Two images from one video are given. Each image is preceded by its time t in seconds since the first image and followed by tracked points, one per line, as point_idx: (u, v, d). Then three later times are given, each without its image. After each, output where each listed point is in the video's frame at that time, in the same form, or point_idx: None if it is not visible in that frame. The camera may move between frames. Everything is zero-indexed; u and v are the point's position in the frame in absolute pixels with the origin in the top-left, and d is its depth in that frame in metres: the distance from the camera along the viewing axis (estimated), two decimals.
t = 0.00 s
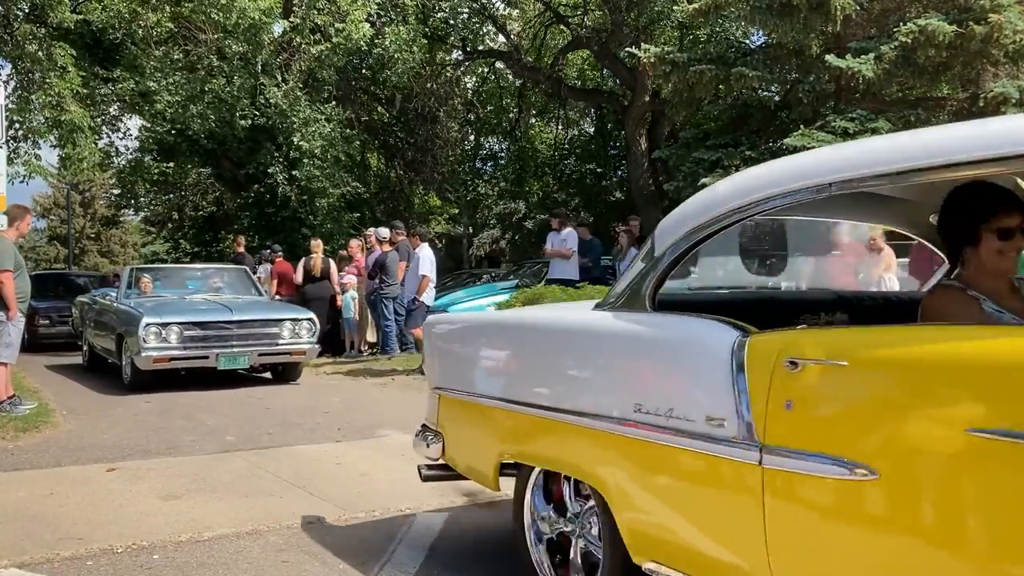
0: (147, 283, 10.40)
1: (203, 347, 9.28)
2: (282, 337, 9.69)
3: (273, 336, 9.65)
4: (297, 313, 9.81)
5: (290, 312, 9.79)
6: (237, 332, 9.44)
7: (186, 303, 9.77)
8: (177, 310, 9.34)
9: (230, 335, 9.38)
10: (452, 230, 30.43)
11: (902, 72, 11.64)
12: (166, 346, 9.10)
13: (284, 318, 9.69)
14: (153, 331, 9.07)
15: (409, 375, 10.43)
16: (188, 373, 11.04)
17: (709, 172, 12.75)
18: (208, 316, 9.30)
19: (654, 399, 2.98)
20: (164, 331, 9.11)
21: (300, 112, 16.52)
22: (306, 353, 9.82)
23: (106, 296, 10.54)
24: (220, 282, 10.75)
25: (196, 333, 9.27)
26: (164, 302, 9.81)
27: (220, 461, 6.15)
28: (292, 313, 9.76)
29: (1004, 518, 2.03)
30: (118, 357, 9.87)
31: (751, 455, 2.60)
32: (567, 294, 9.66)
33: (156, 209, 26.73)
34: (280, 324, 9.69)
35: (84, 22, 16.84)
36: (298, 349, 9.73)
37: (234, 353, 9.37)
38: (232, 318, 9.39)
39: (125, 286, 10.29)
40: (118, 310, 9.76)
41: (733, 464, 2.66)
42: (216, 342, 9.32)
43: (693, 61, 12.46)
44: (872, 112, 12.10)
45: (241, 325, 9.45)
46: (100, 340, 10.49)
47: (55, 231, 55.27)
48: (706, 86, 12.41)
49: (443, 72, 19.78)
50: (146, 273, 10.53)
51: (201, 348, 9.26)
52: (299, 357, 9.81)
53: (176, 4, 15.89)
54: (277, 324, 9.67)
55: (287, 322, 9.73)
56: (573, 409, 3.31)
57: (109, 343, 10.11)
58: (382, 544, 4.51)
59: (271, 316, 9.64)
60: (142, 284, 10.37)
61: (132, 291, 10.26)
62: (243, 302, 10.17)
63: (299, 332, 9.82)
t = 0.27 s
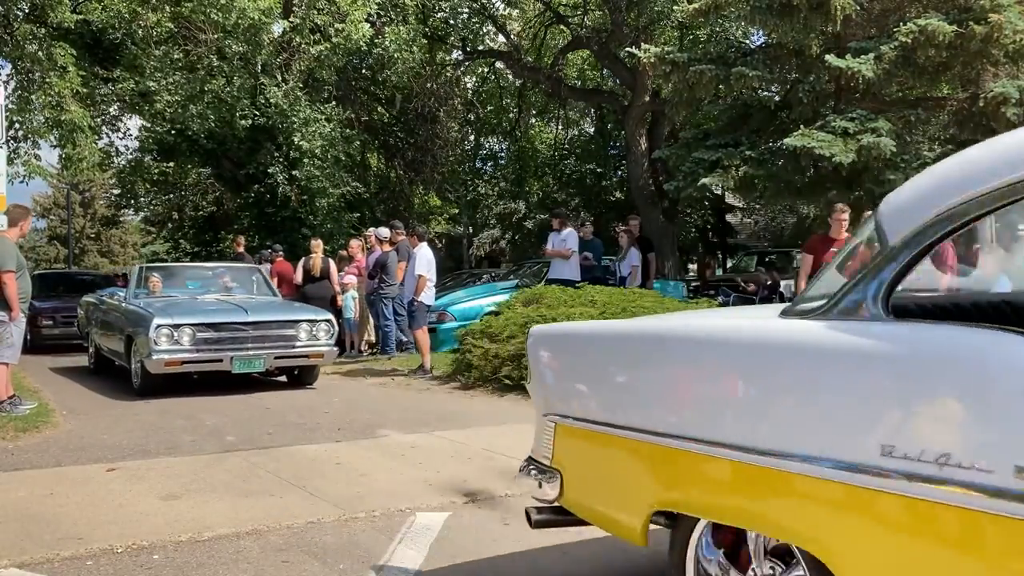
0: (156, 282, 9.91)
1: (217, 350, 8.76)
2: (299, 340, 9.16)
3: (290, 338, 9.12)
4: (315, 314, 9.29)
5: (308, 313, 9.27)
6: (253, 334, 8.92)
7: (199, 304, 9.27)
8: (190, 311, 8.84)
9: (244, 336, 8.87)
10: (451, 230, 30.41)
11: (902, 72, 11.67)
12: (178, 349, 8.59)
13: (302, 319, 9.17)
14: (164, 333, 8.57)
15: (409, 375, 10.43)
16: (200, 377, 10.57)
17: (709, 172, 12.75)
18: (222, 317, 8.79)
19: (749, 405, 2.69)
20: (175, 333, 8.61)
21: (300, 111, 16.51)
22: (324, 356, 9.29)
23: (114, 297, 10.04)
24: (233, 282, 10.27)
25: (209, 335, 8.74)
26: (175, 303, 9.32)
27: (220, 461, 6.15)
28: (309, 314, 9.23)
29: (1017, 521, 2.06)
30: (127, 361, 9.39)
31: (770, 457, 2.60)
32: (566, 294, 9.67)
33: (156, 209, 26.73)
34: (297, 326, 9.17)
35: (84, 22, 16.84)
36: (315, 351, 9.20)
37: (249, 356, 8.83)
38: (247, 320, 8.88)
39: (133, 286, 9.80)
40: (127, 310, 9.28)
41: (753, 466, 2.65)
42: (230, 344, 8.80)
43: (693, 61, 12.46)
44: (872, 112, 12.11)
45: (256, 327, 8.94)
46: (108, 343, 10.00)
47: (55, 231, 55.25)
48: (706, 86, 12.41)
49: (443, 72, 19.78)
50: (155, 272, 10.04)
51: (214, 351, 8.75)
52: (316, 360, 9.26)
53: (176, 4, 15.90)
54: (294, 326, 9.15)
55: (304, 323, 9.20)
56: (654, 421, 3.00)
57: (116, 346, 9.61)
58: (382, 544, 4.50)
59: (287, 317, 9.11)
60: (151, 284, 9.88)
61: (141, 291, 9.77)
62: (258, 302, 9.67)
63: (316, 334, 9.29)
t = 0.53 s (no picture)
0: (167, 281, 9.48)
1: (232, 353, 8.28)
2: (318, 342, 8.70)
3: (309, 341, 8.66)
4: (334, 316, 8.84)
5: (327, 314, 8.82)
6: (270, 336, 8.44)
7: (212, 304, 8.81)
8: (204, 312, 8.37)
9: (261, 338, 8.39)
10: (451, 230, 30.43)
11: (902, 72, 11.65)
12: (192, 351, 8.11)
13: (321, 321, 8.71)
14: (177, 335, 8.10)
15: (409, 375, 10.43)
16: (214, 382, 10.15)
17: (709, 172, 12.75)
18: (238, 318, 8.32)
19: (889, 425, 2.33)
20: (188, 335, 8.12)
21: (300, 112, 16.50)
22: (343, 359, 8.83)
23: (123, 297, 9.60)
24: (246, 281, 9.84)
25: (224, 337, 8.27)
26: (187, 304, 8.86)
27: (220, 461, 6.15)
28: (328, 315, 8.78)
29: None
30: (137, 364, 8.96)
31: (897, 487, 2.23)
32: (566, 294, 9.67)
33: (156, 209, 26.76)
34: (316, 328, 8.71)
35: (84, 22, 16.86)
36: (335, 355, 8.75)
37: (266, 359, 8.37)
38: (264, 322, 8.41)
39: (143, 285, 9.37)
40: (137, 310, 8.85)
41: (815, 482, 2.03)
42: (246, 347, 8.32)
43: (693, 61, 12.47)
44: (872, 112, 12.11)
45: (273, 328, 8.46)
46: (116, 344, 9.57)
47: (55, 231, 55.27)
48: (706, 87, 12.42)
49: (443, 72, 19.76)
50: (166, 271, 9.59)
51: (229, 354, 8.27)
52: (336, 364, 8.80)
53: (176, 4, 15.92)
54: (313, 328, 8.69)
55: (323, 325, 8.75)
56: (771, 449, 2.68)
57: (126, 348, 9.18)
58: (382, 544, 4.50)
59: (305, 319, 8.65)
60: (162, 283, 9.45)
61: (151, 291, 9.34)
62: (273, 304, 9.22)
63: (335, 337, 8.84)
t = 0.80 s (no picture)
0: (179, 281, 9.09)
1: (250, 356, 7.87)
2: (339, 346, 8.31)
3: (330, 344, 8.26)
4: (356, 318, 8.45)
5: (347, 316, 8.42)
6: (289, 339, 8.04)
7: (226, 305, 8.41)
8: (218, 314, 7.95)
9: (280, 341, 7.99)
10: (452, 231, 30.44)
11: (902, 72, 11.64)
12: (207, 356, 7.70)
13: (342, 323, 8.32)
14: (191, 338, 7.68)
15: (409, 375, 10.43)
16: (229, 388, 9.74)
17: (709, 172, 12.75)
18: (255, 321, 7.92)
19: None
20: (204, 338, 7.71)
21: (300, 112, 16.49)
22: (365, 363, 8.44)
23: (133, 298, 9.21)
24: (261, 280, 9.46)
25: (242, 341, 7.86)
26: (201, 305, 8.44)
27: (220, 461, 6.15)
28: (350, 318, 8.39)
29: None
30: (147, 368, 8.59)
31: None
32: (566, 294, 9.67)
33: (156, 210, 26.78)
34: (337, 331, 8.31)
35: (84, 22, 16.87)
36: (357, 359, 8.35)
37: (285, 364, 7.97)
38: (283, 324, 8.00)
39: (153, 285, 8.99)
40: (147, 312, 8.49)
41: None
42: (264, 350, 7.92)
43: (693, 61, 12.48)
44: (872, 112, 12.12)
45: (292, 331, 8.06)
46: (126, 348, 9.19)
47: (55, 231, 55.30)
48: (706, 87, 12.42)
49: (443, 72, 19.72)
50: (178, 270, 9.21)
51: (247, 358, 7.86)
52: (358, 368, 8.41)
53: (176, 4, 15.93)
54: (334, 330, 8.29)
55: (344, 327, 8.36)
56: None
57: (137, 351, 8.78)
58: (383, 544, 4.50)
59: (326, 321, 8.26)
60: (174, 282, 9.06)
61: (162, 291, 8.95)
62: (289, 305, 8.82)
63: (357, 339, 8.43)
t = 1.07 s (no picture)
0: (192, 281, 8.66)
1: (271, 361, 7.39)
2: (363, 350, 7.86)
3: (353, 348, 7.81)
4: (381, 320, 8.01)
5: (371, 319, 7.98)
6: (311, 343, 7.56)
7: (242, 307, 7.94)
8: (236, 316, 7.48)
9: (301, 345, 7.52)
10: (452, 231, 30.46)
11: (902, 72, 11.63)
12: (225, 360, 7.22)
13: (366, 326, 7.88)
14: (208, 341, 7.20)
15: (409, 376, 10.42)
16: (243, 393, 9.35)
17: (709, 172, 12.75)
18: (276, 323, 7.45)
19: None
20: (221, 342, 7.23)
21: (300, 112, 16.48)
22: (390, 369, 7.98)
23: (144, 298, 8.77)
24: (279, 280, 9.02)
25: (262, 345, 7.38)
26: (215, 307, 7.96)
27: (220, 461, 6.15)
28: (374, 320, 7.94)
29: None
30: (158, 373, 8.15)
31: None
32: (566, 294, 9.67)
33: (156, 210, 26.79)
34: (361, 334, 7.87)
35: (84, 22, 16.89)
36: (381, 364, 7.90)
37: (308, 369, 7.49)
38: (305, 327, 7.53)
39: (166, 286, 8.56)
40: (159, 315, 8.06)
41: None
42: (284, 355, 7.44)
43: (693, 61, 12.48)
44: (872, 112, 12.12)
45: (314, 334, 7.60)
46: (135, 351, 8.79)
47: (55, 231, 55.31)
48: (706, 87, 12.42)
49: (443, 72, 19.71)
50: (191, 269, 8.76)
51: (267, 363, 7.38)
52: (383, 373, 7.96)
53: (176, 4, 15.94)
54: (358, 333, 7.84)
55: (368, 331, 7.91)
56: None
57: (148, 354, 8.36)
58: (383, 544, 4.50)
59: (349, 324, 7.80)
60: (188, 282, 8.62)
61: (176, 292, 8.52)
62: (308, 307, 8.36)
63: (382, 343, 7.99)
